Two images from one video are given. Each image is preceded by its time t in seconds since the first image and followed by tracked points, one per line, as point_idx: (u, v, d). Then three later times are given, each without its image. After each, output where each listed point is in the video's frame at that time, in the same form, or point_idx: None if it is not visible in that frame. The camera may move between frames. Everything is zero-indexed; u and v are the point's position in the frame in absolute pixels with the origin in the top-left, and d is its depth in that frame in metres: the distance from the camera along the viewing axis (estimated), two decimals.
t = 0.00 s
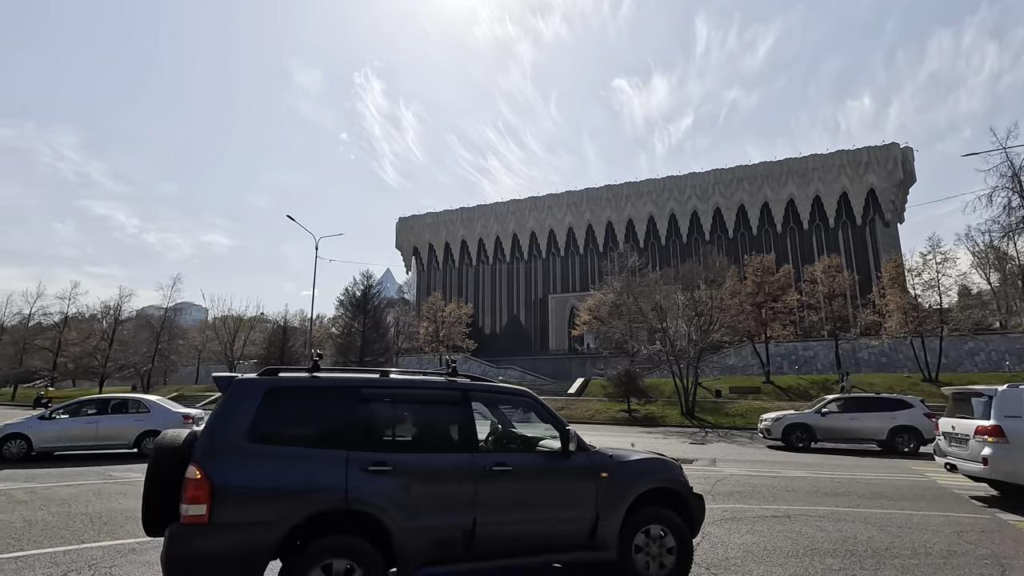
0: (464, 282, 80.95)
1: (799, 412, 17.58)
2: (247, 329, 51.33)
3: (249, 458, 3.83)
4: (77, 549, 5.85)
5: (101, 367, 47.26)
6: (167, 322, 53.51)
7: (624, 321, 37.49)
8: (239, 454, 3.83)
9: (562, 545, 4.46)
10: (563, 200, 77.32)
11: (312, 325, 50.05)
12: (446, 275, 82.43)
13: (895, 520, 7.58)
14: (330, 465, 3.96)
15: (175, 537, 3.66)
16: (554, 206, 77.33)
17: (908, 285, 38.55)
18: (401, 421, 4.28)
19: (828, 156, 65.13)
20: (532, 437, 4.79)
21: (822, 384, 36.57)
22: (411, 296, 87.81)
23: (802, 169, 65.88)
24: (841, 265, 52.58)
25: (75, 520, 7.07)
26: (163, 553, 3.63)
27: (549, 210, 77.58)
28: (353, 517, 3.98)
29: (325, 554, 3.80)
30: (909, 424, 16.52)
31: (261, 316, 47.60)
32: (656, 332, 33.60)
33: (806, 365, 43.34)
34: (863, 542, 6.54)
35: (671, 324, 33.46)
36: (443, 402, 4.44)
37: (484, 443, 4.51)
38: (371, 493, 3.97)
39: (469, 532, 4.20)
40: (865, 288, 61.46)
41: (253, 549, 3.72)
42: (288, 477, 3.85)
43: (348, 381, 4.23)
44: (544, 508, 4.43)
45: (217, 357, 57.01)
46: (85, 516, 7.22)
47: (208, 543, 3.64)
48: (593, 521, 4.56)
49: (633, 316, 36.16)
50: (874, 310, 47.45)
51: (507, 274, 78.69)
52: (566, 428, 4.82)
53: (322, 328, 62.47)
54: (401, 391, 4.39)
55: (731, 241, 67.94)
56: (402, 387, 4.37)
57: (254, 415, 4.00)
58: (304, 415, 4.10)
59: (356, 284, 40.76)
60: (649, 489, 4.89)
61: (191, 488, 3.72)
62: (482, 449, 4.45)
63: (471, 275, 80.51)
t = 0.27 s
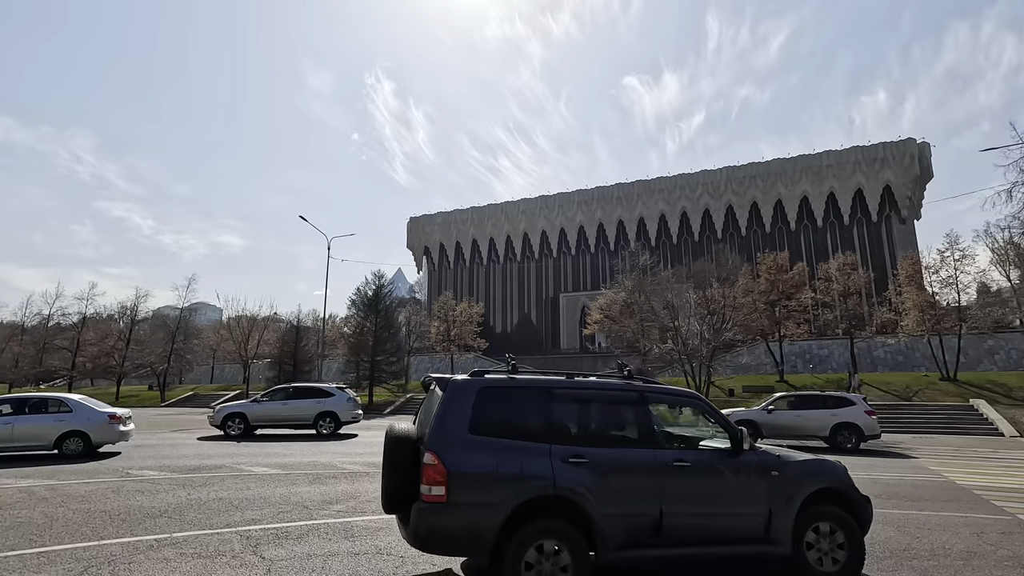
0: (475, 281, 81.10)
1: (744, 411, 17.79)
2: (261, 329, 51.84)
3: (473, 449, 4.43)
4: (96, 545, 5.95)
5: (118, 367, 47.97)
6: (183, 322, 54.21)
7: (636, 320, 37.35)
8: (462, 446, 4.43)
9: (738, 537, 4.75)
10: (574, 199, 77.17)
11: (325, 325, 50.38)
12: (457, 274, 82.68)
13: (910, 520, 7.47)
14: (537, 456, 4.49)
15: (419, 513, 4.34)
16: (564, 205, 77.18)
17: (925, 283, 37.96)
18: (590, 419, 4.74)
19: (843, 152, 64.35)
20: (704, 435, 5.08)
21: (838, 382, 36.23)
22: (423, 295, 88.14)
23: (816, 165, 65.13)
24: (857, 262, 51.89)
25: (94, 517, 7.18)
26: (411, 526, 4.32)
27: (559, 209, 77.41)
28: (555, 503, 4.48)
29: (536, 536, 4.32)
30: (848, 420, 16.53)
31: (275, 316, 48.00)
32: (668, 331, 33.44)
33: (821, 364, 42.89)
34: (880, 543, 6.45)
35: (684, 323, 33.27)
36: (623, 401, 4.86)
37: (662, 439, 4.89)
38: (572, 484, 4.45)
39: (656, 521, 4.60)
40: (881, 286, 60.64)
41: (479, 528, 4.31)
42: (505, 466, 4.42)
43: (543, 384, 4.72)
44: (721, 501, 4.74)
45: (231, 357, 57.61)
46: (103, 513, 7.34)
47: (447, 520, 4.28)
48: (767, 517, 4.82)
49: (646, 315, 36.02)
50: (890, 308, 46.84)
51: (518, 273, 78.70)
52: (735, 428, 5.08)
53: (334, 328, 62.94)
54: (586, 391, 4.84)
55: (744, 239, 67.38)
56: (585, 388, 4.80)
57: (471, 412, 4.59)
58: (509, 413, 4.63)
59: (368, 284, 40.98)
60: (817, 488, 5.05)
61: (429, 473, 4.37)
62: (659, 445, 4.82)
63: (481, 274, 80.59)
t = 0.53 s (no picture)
0: (483, 281, 81.22)
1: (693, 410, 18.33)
2: (271, 328, 52.23)
3: (660, 447, 4.68)
4: (111, 542, 6.02)
5: (132, 366, 48.56)
6: (195, 322, 54.75)
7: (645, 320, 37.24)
8: (649, 444, 4.70)
9: (914, 532, 4.83)
10: (582, 198, 77.04)
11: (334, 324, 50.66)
12: (466, 273, 82.86)
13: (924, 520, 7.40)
14: (718, 453, 4.71)
15: (613, 504, 4.64)
16: (573, 204, 77.07)
17: (939, 281, 37.50)
18: (762, 419, 4.91)
19: (855, 149, 63.64)
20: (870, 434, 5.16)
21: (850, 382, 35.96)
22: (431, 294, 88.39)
23: (827, 163, 64.53)
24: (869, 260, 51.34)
25: (109, 514, 7.27)
26: (605, 517, 4.62)
27: (568, 208, 77.30)
28: (739, 498, 4.68)
29: (724, 527, 4.56)
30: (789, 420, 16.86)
31: (285, 316, 48.34)
32: (677, 330, 33.29)
33: (832, 363, 42.54)
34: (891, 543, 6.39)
35: (693, 322, 33.12)
36: (790, 400, 5.02)
37: (830, 437, 5.02)
38: (754, 481, 4.65)
39: (836, 516, 4.73)
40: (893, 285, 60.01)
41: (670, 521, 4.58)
42: (691, 463, 4.66)
43: (715, 385, 4.92)
44: (895, 497, 4.82)
45: (242, 356, 58.09)
46: (118, 511, 7.43)
47: (642, 513, 4.56)
48: (948, 513, 4.85)
49: (655, 314, 35.90)
50: (903, 307, 46.33)
51: (526, 272, 78.70)
52: (907, 428, 5.12)
53: (344, 327, 63.30)
54: (755, 392, 5.02)
55: (754, 237, 66.95)
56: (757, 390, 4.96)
57: (653, 412, 4.86)
58: (683, 413, 4.84)
59: (377, 284, 41.14)
60: (997, 486, 4.99)
61: (621, 469, 4.66)
62: (832, 444, 4.94)
63: (490, 273, 80.66)
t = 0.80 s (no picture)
0: (492, 280, 81.28)
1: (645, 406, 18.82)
2: (281, 328, 52.55)
3: (844, 447, 4.95)
4: (126, 539, 6.09)
5: (143, 365, 48.90)
6: (206, 322, 55.21)
7: (654, 319, 37.09)
8: (833, 444, 4.97)
9: None
10: (590, 196, 76.87)
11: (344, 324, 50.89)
12: (474, 273, 82.96)
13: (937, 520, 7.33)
14: (905, 454, 4.85)
15: (800, 501, 4.96)
16: (581, 203, 76.94)
17: (953, 279, 37.03)
18: (950, 421, 5.02)
19: (867, 146, 63.00)
20: None
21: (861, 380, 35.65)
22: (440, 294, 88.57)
23: (838, 160, 63.92)
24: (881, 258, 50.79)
25: (124, 512, 7.36)
26: (790, 513, 4.98)
27: (576, 207, 77.18)
28: (931, 500, 4.75)
29: (918, 526, 4.65)
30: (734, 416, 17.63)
31: (295, 316, 48.62)
32: (686, 329, 33.11)
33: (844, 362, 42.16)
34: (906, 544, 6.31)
35: (703, 321, 32.93)
36: (974, 405, 5.10)
37: (1021, 441, 5.01)
38: (947, 481, 4.70)
39: None
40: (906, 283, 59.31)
41: (861, 518, 4.77)
42: (878, 463, 4.83)
43: (892, 388, 5.13)
44: None
45: (253, 355, 58.47)
46: (131, 508, 7.51)
47: (828, 510, 4.84)
48: None
49: (664, 313, 35.77)
50: (916, 305, 45.77)
51: (534, 271, 78.65)
52: None
53: (353, 327, 63.60)
54: (931, 395, 5.15)
55: (763, 235, 66.49)
56: (937, 393, 5.10)
57: (832, 416, 5.14)
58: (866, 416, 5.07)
59: (386, 283, 41.28)
60: None
61: (807, 468, 4.98)
62: None
63: (498, 272, 80.65)
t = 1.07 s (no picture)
0: (500, 279, 81.35)
1: (597, 403, 18.70)
2: (291, 327, 52.87)
3: None
4: (140, 536, 6.18)
5: (157, 365, 49.47)
6: (217, 321, 55.69)
7: (663, 317, 36.96)
8: None
9: None
10: (599, 195, 76.67)
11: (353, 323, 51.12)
12: (482, 272, 83.07)
13: (950, 521, 7.26)
14: None
15: (1005, 502, 4.96)
16: (589, 201, 76.80)
17: (967, 276, 36.53)
18: None
19: (879, 142, 62.32)
20: None
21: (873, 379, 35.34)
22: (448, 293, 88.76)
23: (849, 157, 63.30)
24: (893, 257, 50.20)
25: (138, 509, 7.45)
26: (998, 512, 4.97)
27: (585, 206, 77.06)
28: None
29: None
30: (685, 412, 17.80)
31: (305, 315, 48.92)
32: (696, 327, 32.92)
33: (856, 360, 41.77)
34: (920, 545, 6.26)
35: (712, 320, 32.75)
36: None
37: None
38: None
39: None
40: (919, 281, 58.58)
41: None
42: None
43: None
44: None
45: (264, 354, 58.91)
46: (146, 506, 7.60)
47: None
48: None
49: (673, 312, 35.64)
50: (929, 303, 45.23)
51: (542, 270, 78.60)
52: None
53: (362, 326, 63.92)
54: None
55: (774, 233, 66.03)
56: None
57: None
58: None
59: (395, 283, 41.44)
60: None
61: (1009, 467, 4.98)
62: None
63: (506, 271, 80.71)
